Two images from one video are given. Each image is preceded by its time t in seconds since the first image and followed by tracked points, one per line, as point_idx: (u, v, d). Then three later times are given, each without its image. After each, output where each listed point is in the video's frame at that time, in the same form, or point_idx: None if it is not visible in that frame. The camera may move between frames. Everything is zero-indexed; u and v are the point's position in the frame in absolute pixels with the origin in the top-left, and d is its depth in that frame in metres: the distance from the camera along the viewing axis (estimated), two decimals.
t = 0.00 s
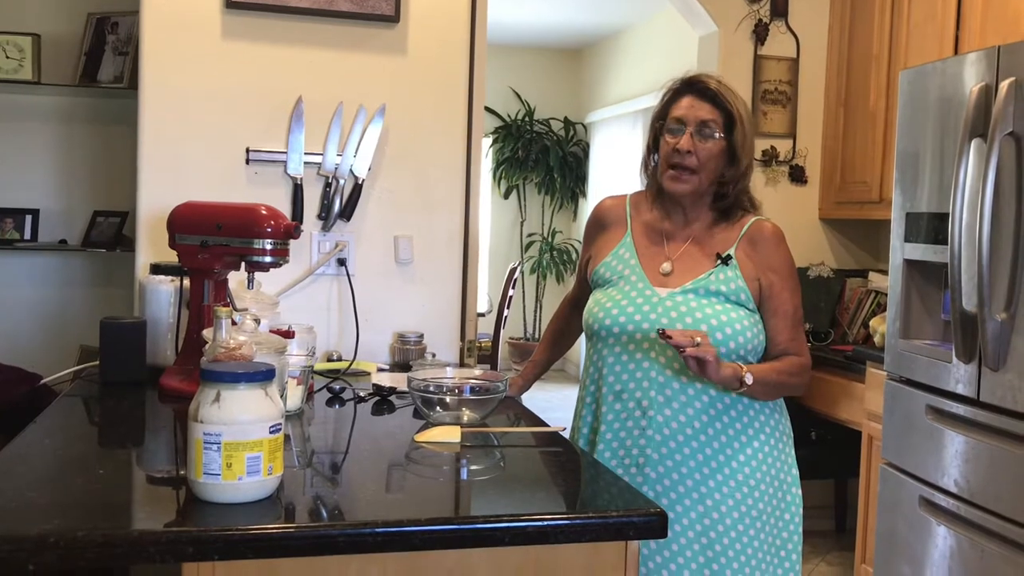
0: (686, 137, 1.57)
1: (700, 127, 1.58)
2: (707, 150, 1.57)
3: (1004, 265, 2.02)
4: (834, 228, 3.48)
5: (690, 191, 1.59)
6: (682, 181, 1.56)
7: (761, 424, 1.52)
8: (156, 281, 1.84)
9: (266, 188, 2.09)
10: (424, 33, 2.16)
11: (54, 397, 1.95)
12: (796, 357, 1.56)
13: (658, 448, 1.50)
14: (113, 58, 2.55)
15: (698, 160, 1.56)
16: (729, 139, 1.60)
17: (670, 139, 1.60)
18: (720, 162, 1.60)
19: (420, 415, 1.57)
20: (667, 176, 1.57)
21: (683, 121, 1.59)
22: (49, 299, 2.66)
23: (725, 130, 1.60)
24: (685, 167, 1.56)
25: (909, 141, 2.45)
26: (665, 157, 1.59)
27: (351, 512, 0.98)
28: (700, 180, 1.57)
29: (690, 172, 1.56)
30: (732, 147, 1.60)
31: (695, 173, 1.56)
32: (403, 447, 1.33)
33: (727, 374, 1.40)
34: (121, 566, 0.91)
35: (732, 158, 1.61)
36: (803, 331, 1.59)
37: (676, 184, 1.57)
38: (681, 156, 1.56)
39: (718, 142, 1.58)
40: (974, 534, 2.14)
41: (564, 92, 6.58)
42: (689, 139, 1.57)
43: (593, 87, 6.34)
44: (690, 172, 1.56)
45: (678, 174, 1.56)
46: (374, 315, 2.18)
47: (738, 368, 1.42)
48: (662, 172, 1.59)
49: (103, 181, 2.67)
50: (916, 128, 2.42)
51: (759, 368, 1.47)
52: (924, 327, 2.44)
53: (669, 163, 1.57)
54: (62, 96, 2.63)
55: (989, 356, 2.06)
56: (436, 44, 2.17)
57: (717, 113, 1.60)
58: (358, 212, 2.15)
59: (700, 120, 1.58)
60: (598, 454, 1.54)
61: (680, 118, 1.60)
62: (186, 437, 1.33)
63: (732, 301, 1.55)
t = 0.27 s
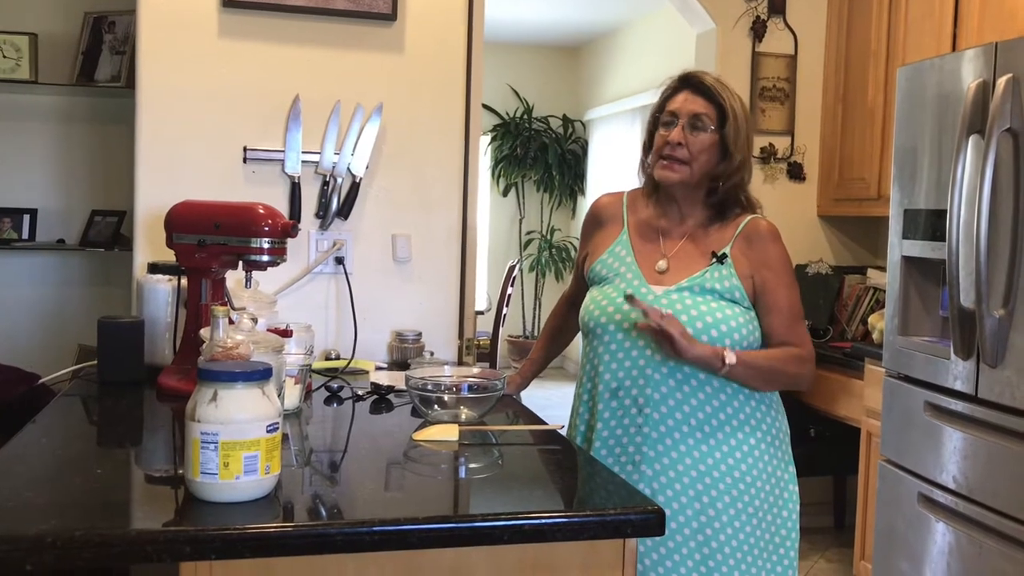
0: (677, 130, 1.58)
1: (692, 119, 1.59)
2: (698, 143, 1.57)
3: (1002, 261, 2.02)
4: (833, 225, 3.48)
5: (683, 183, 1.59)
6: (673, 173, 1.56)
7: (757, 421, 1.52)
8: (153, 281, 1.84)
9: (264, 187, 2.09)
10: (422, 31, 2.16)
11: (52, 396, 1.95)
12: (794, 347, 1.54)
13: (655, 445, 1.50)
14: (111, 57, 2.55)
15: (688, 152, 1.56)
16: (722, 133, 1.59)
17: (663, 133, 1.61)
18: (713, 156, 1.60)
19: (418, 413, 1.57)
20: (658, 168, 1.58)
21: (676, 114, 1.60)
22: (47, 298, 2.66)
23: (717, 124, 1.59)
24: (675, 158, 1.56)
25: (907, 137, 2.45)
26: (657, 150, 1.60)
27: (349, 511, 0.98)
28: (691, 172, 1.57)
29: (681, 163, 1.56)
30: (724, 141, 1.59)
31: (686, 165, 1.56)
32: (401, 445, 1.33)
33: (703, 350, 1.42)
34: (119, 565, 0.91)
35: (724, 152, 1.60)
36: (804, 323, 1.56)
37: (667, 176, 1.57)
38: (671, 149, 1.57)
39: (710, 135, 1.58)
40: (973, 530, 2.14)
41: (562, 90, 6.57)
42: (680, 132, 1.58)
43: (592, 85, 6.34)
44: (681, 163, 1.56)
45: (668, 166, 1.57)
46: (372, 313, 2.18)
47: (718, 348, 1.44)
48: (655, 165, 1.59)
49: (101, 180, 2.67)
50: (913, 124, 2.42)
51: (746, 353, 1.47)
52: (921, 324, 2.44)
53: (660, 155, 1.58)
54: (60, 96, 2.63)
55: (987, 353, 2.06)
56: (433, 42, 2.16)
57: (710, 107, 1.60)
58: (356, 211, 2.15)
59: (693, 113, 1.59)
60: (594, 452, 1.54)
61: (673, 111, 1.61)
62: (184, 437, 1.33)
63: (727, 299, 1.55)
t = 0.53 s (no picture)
0: (686, 125, 1.58)
1: (701, 115, 1.59)
2: (707, 139, 1.58)
3: (999, 258, 2.02)
4: (830, 222, 3.48)
5: (689, 179, 1.59)
6: (682, 167, 1.56)
7: (755, 420, 1.52)
8: (151, 281, 1.84)
9: (261, 187, 2.09)
10: (418, 30, 2.16)
11: (50, 396, 1.95)
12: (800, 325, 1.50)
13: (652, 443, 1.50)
14: (108, 57, 2.54)
15: (698, 147, 1.56)
16: (728, 129, 1.61)
17: (669, 127, 1.60)
18: (718, 152, 1.61)
19: (416, 412, 1.57)
20: (666, 163, 1.57)
21: (683, 110, 1.60)
22: (45, 298, 2.66)
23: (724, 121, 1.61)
24: (685, 153, 1.56)
25: (904, 135, 2.45)
26: (664, 144, 1.59)
27: (348, 509, 0.98)
28: (700, 168, 1.57)
29: (690, 159, 1.56)
30: (730, 138, 1.61)
31: (695, 161, 1.56)
32: (399, 444, 1.33)
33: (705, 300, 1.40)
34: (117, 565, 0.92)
35: (730, 149, 1.62)
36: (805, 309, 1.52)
37: (675, 171, 1.56)
38: (681, 144, 1.56)
39: (717, 131, 1.59)
40: (971, 527, 2.14)
41: (560, 89, 6.57)
42: (689, 127, 1.57)
43: (589, 83, 6.34)
44: (691, 158, 1.56)
45: (678, 161, 1.56)
46: (370, 313, 2.18)
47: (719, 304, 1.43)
48: (661, 159, 1.58)
49: (99, 181, 2.67)
50: (910, 122, 2.42)
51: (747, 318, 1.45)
52: (919, 322, 2.44)
53: (669, 150, 1.57)
54: (57, 96, 2.63)
55: (984, 350, 2.06)
56: (430, 41, 2.16)
57: (716, 103, 1.61)
58: (353, 210, 2.15)
59: (700, 109, 1.59)
60: (592, 450, 1.54)
61: (681, 106, 1.61)
62: (182, 436, 1.33)
63: (724, 298, 1.55)
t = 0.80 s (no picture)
0: (693, 122, 1.57)
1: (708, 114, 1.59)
2: (713, 138, 1.57)
3: (996, 257, 2.03)
4: (828, 222, 3.49)
5: (693, 180, 1.58)
6: (688, 166, 1.56)
7: (755, 420, 1.52)
8: (149, 280, 1.84)
9: (259, 187, 2.09)
10: (416, 30, 2.16)
11: (48, 396, 1.95)
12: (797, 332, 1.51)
13: (652, 443, 1.50)
14: (105, 57, 2.54)
15: (704, 146, 1.56)
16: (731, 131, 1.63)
17: (675, 124, 1.58)
18: (721, 153, 1.61)
19: (414, 412, 1.57)
20: (672, 161, 1.56)
21: (688, 109, 1.60)
22: (43, 298, 2.66)
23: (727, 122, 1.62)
24: (691, 153, 1.55)
25: (901, 134, 2.46)
26: (669, 142, 1.57)
27: (346, 509, 0.98)
28: (705, 168, 1.57)
29: (696, 158, 1.56)
30: (732, 139, 1.63)
31: (700, 161, 1.56)
32: (398, 444, 1.33)
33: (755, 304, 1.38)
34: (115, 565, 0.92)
35: (731, 150, 1.63)
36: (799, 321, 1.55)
37: (681, 170, 1.56)
38: (688, 143, 1.55)
39: (722, 131, 1.59)
40: (968, 525, 2.15)
41: (558, 88, 6.57)
42: (696, 125, 1.56)
43: (587, 83, 6.34)
44: (697, 158, 1.55)
45: (684, 160, 1.56)
46: (368, 312, 2.18)
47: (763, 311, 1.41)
48: (667, 157, 1.57)
49: (96, 181, 2.67)
50: (907, 121, 2.43)
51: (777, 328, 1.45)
52: (916, 320, 2.45)
53: (676, 148, 1.56)
54: (54, 96, 2.62)
55: (981, 349, 2.07)
56: (427, 41, 2.16)
57: (719, 105, 1.63)
58: (351, 210, 2.15)
59: (705, 109, 1.60)
60: (592, 449, 1.55)
61: (686, 105, 1.61)
62: (180, 436, 1.33)
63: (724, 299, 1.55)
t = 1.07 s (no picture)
0: (692, 132, 1.58)
1: (707, 121, 1.60)
2: (711, 146, 1.58)
3: (993, 257, 2.03)
4: (825, 222, 3.49)
5: (691, 185, 1.59)
6: (686, 174, 1.56)
7: (754, 423, 1.52)
8: (146, 280, 1.84)
9: (257, 187, 2.09)
10: (414, 30, 2.16)
11: (46, 397, 1.95)
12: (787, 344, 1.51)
13: (652, 446, 1.51)
14: (103, 58, 2.54)
15: (703, 155, 1.57)
16: (730, 138, 1.63)
17: (673, 133, 1.60)
18: (720, 160, 1.62)
19: (412, 412, 1.57)
20: (671, 169, 1.57)
21: (687, 116, 1.61)
22: (41, 298, 2.66)
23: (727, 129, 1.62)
24: (689, 161, 1.56)
25: (899, 135, 2.46)
26: (668, 150, 1.59)
27: (345, 509, 0.98)
28: (703, 175, 1.58)
29: (694, 166, 1.56)
30: (731, 145, 1.63)
31: (699, 168, 1.57)
32: (396, 444, 1.33)
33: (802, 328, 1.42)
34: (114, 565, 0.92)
35: (730, 156, 1.62)
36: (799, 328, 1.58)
37: (679, 178, 1.56)
38: (686, 152, 1.56)
39: (721, 138, 1.60)
40: (966, 525, 2.15)
41: (556, 88, 6.58)
42: (694, 135, 1.58)
43: (585, 83, 6.34)
44: (695, 166, 1.56)
45: (682, 168, 1.56)
46: (366, 313, 2.18)
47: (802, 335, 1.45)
48: (665, 165, 1.58)
49: (94, 181, 2.67)
50: (905, 122, 2.43)
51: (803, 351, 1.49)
52: (914, 320, 2.45)
53: (674, 156, 1.57)
54: (52, 96, 2.62)
55: (978, 349, 2.07)
56: (425, 41, 2.16)
57: (718, 111, 1.63)
58: (349, 210, 2.15)
59: (704, 116, 1.61)
60: (592, 452, 1.55)
61: (684, 112, 1.62)
62: (178, 436, 1.33)
63: (723, 301, 1.56)
